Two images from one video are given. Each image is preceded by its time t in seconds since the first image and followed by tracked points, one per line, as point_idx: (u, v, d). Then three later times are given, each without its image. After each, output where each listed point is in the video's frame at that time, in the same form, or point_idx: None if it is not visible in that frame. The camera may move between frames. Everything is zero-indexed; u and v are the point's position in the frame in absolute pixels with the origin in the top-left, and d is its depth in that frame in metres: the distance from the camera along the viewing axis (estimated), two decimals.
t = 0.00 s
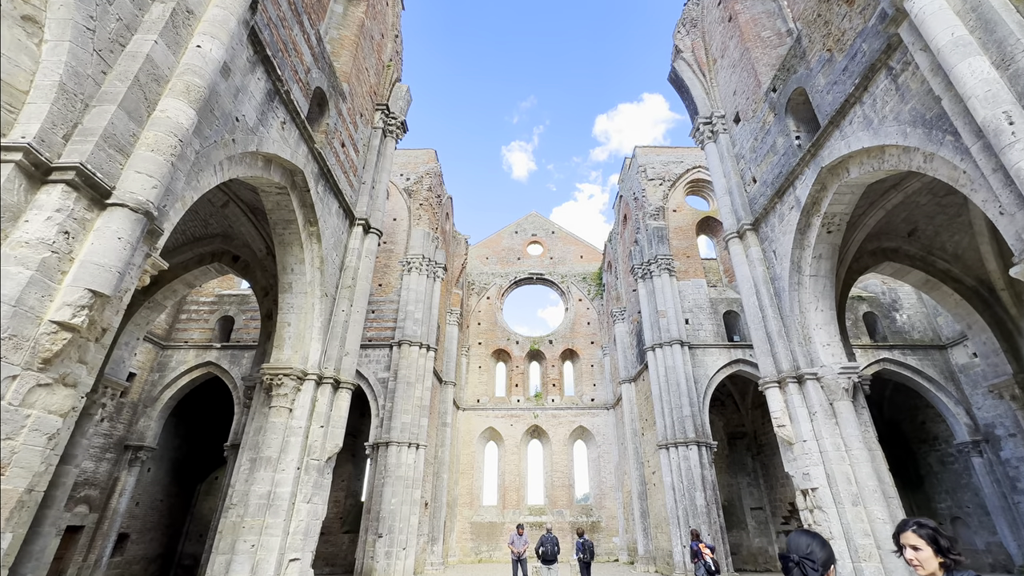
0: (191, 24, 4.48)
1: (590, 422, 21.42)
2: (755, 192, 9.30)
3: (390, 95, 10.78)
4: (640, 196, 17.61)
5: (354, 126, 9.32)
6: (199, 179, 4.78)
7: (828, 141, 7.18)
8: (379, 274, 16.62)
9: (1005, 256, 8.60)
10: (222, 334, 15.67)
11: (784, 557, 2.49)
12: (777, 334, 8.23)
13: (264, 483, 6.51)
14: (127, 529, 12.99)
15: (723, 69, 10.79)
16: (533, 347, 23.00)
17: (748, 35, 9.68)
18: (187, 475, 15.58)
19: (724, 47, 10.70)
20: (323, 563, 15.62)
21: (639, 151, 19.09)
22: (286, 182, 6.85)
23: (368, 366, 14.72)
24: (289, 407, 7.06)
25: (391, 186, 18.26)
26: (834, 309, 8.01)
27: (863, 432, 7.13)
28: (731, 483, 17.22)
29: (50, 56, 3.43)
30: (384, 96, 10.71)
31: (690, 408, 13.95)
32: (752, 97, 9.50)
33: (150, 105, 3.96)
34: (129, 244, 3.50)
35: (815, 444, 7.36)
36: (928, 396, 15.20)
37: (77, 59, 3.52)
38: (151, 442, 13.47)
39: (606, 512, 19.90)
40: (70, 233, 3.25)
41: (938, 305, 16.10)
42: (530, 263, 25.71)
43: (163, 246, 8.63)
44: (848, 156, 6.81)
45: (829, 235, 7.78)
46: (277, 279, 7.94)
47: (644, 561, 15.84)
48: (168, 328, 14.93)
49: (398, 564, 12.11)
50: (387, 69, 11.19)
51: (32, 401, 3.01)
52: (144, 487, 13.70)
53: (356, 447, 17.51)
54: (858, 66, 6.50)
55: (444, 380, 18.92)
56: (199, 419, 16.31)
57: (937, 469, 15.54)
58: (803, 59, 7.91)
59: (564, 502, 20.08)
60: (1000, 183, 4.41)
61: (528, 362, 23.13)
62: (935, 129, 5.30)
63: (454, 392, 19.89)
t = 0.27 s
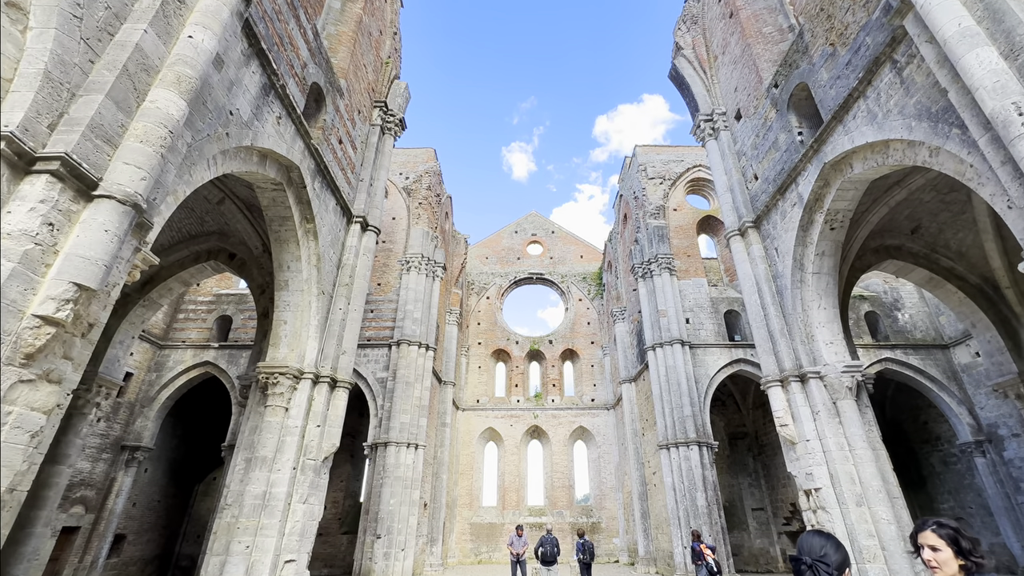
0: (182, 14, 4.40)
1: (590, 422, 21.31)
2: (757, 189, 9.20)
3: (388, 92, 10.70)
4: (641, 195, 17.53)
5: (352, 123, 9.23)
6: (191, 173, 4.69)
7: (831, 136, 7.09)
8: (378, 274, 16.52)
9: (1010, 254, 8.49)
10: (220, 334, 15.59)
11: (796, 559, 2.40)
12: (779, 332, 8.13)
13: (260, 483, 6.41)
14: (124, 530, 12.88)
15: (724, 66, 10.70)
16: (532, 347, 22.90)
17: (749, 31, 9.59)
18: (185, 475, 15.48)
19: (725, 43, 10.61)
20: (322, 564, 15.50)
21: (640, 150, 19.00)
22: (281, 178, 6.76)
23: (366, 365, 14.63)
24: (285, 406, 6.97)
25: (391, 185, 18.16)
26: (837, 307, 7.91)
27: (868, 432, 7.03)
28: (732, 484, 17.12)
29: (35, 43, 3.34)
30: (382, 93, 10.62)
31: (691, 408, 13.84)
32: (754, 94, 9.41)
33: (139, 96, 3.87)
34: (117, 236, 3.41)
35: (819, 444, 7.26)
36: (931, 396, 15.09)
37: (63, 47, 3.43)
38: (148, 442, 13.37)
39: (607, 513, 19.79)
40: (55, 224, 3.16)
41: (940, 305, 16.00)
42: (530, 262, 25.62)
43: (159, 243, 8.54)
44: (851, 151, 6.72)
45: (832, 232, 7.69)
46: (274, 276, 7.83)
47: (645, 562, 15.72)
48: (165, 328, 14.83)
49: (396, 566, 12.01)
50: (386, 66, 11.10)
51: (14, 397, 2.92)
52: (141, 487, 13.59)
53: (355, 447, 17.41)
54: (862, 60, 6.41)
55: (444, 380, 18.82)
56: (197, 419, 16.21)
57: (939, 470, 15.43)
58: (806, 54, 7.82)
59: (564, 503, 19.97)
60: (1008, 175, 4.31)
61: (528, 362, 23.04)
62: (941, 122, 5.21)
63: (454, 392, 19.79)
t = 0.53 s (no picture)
0: (175, 6, 4.32)
1: (590, 423, 21.22)
2: (759, 187, 9.12)
3: (387, 89, 10.62)
4: (641, 194, 17.45)
5: (350, 120, 9.15)
6: (185, 168, 4.61)
7: (834, 132, 7.01)
8: (377, 273, 16.43)
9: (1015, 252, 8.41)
10: (218, 334, 15.47)
11: (810, 562, 2.31)
12: (782, 331, 8.05)
13: (256, 484, 6.32)
14: (121, 531, 12.78)
15: (725, 63, 10.62)
16: (532, 347, 22.81)
17: (751, 28, 9.51)
18: (183, 476, 15.38)
19: (726, 41, 10.53)
20: (320, 566, 15.39)
21: (640, 149, 18.92)
22: (278, 175, 6.68)
23: (365, 366, 14.54)
24: (282, 406, 6.88)
25: (390, 185, 18.08)
26: (840, 306, 7.82)
27: (872, 432, 6.94)
28: (733, 485, 17.03)
29: (21, 33, 3.26)
30: (381, 91, 10.54)
31: (692, 408, 13.74)
32: (755, 91, 9.33)
33: (130, 88, 3.79)
34: (105, 231, 3.32)
35: (822, 444, 7.17)
36: (934, 396, 14.99)
37: (51, 37, 3.35)
38: (145, 443, 13.28)
39: (607, 514, 19.69)
40: (41, 218, 3.08)
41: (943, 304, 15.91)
42: (530, 263, 25.53)
43: (155, 242, 8.47)
44: (855, 147, 6.64)
45: (835, 230, 7.60)
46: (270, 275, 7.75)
47: (646, 564, 15.62)
48: (163, 328, 14.75)
49: (395, 567, 11.92)
50: (385, 64, 11.03)
51: None
52: (139, 488, 13.50)
53: (354, 448, 17.33)
54: (866, 55, 6.33)
55: (443, 381, 18.73)
56: (195, 419, 16.12)
57: (942, 470, 15.33)
58: (808, 50, 7.74)
59: (564, 504, 19.87)
60: (1017, 170, 4.23)
61: (528, 363, 22.94)
62: (947, 117, 5.13)
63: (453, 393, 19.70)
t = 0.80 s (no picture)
0: None
1: (591, 423, 21.14)
2: (761, 185, 9.04)
3: (386, 87, 10.54)
4: (642, 193, 17.38)
5: (349, 118, 9.07)
6: (180, 163, 4.53)
7: (838, 129, 6.93)
8: (377, 273, 16.36)
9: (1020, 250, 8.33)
10: (217, 334, 15.34)
11: (828, 566, 2.25)
12: (785, 330, 7.97)
13: (253, 485, 6.24)
14: (118, 532, 12.69)
15: (727, 61, 10.55)
16: (533, 348, 22.72)
17: (753, 25, 9.44)
18: (181, 477, 15.30)
19: (728, 38, 10.46)
20: (319, 567, 15.29)
21: (641, 149, 18.84)
22: (276, 172, 6.61)
23: (364, 366, 14.45)
24: (280, 405, 6.79)
25: (389, 184, 18.00)
26: (844, 305, 7.74)
27: (877, 432, 6.85)
28: (735, 485, 16.95)
29: (10, 21, 3.19)
30: (380, 89, 10.47)
31: (694, 409, 13.65)
32: (758, 88, 9.26)
33: (123, 80, 3.72)
34: (97, 225, 3.24)
35: (826, 444, 7.08)
36: (937, 396, 14.90)
37: (41, 26, 3.28)
38: (143, 443, 13.20)
39: (607, 515, 19.59)
40: (30, 211, 3.01)
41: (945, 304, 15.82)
42: (530, 263, 25.46)
43: (153, 240, 8.39)
44: (860, 144, 6.57)
45: (839, 228, 7.52)
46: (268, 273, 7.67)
47: (647, 565, 15.51)
48: (162, 327, 14.66)
49: (394, 569, 11.84)
50: (384, 62, 10.96)
51: None
52: (137, 489, 13.40)
53: (353, 448, 17.25)
54: (871, 50, 6.26)
55: (443, 381, 18.65)
56: (193, 419, 16.03)
57: (944, 471, 15.23)
58: (812, 46, 7.66)
59: (564, 505, 19.78)
60: None
61: (528, 363, 22.86)
62: (954, 111, 5.06)
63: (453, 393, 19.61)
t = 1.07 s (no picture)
0: None
1: (591, 424, 21.06)
2: (765, 182, 8.97)
3: (386, 85, 10.47)
4: (643, 192, 17.32)
5: (349, 115, 9.00)
6: (177, 157, 4.46)
7: (843, 125, 6.86)
8: (377, 272, 16.29)
9: None
10: (216, 333, 15.22)
11: (858, 567, 2.15)
12: (789, 328, 7.90)
13: (251, 484, 6.17)
14: (117, 533, 12.60)
15: (730, 58, 10.48)
16: (533, 347, 22.64)
17: (756, 22, 9.38)
18: (180, 477, 15.21)
19: (730, 36, 10.39)
20: (319, 568, 15.21)
21: (642, 148, 18.78)
22: (275, 168, 6.54)
23: (364, 365, 14.37)
24: (279, 404, 6.71)
25: (389, 183, 17.93)
26: (849, 303, 7.66)
27: (882, 431, 6.77)
28: (736, 486, 16.88)
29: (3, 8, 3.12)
30: (381, 86, 10.40)
31: (695, 409, 13.56)
32: (761, 85, 9.19)
33: (118, 71, 3.64)
34: (91, 217, 3.17)
35: (831, 444, 7.01)
36: (939, 396, 14.83)
37: (34, 14, 3.21)
38: (142, 443, 13.12)
39: (608, 516, 19.51)
40: (21, 202, 2.94)
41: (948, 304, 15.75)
42: (530, 263, 25.38)
43: (151, 238, 8.31)
44: (865, 140, 6.50)
45: (844, 225, 7.45)
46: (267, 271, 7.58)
47: (648, 566, 15.44)
48: (160, 327, 14.58)
49: (394, 570, 11.76)
50: (384, 59, 10.88)
51: None
52: (135, 489, 13.33)
53: (353, 448, 17.17)
54: (877, 45, 6.20)
55: (443, 381, 18.57)
56: (192, 419, 15.96)
57: (947, 471, 15.16)
58: (816, 42, 7.59)
59: (564, 505, 19.69)
60: None
61: (529, 363, 22.78)
62: (963, 105, 4.99)
63: (454, 393, 19.52)
